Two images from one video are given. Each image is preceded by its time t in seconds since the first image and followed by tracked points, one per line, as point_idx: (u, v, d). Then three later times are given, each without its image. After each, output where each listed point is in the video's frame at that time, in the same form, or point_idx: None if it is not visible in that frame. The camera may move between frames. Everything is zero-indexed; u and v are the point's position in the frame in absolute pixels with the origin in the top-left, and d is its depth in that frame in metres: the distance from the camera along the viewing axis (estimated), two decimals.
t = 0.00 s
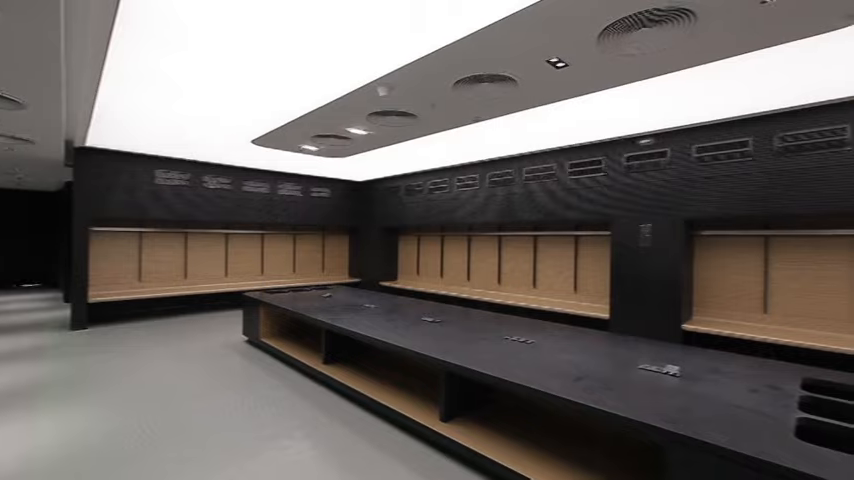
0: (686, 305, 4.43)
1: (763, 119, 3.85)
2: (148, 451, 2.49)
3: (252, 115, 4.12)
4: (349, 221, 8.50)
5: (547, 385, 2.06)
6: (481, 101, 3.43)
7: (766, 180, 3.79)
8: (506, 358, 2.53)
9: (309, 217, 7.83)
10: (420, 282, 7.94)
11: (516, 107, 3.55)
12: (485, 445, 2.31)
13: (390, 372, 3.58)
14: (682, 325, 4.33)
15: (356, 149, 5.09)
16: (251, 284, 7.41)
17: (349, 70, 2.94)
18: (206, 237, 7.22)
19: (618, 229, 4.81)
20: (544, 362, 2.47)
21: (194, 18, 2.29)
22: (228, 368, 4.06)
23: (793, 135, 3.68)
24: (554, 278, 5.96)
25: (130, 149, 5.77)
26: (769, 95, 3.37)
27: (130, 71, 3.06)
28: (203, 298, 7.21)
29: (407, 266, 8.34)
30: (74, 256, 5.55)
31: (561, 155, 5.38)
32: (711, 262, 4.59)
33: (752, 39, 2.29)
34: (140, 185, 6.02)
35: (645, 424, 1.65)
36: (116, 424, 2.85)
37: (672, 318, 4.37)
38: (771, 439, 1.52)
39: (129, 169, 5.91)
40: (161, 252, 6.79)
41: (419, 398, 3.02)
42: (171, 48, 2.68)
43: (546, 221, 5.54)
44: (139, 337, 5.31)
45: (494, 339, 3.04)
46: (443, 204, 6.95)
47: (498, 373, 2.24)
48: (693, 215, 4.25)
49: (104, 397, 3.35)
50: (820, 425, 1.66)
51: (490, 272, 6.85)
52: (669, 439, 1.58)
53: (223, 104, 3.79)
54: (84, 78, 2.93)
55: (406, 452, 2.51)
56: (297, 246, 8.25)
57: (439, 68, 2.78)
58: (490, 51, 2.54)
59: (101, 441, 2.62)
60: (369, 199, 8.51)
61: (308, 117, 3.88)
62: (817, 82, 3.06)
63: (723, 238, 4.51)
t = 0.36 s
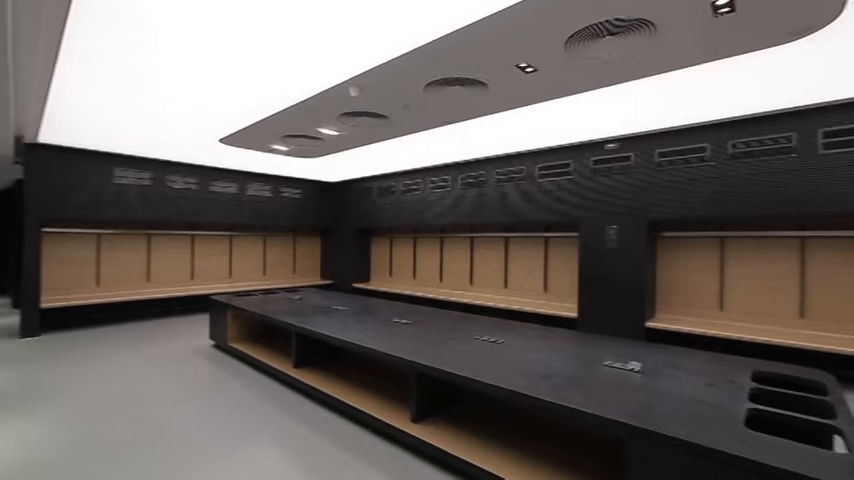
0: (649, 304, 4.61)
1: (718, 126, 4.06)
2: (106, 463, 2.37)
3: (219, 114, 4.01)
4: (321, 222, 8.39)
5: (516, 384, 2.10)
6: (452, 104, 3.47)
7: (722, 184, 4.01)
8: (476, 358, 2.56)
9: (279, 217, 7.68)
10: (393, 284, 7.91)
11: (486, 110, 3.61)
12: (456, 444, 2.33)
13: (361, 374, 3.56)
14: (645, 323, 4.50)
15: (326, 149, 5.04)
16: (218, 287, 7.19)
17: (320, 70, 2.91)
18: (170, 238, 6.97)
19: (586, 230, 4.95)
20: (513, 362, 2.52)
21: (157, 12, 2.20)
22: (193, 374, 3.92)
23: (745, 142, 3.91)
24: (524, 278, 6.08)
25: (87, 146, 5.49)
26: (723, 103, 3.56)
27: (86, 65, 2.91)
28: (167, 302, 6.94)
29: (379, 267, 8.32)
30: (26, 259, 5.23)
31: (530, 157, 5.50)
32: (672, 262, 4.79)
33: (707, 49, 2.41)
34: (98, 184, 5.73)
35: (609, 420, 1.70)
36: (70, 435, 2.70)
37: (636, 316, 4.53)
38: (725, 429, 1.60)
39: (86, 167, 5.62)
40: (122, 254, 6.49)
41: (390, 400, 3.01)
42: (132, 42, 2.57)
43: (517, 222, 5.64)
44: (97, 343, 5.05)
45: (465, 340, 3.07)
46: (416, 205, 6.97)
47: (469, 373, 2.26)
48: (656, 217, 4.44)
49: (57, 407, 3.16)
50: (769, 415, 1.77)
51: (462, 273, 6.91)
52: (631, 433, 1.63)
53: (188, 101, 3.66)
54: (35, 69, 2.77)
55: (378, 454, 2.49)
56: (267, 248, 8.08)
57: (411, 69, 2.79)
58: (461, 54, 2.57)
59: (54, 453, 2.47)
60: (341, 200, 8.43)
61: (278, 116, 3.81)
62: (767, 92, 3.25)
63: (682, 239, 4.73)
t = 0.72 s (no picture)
0: (616, 301, 4.76)
1: (681, 130, 4.25)
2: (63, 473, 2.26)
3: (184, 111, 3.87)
4: (294, 222, 8.25)
5: (487, 382, 2.12)
6: (425, 104, 3.48)
7: (685, 186, 4.21)
8: (449, 357, 2.58)
9: (250, 217, 7.49)
10: (368, 283, 7.87)
11: (459, 111, 3.64)
12: (429, 443, 2.34)
13: (334, 375, 3.52)
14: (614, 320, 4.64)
15: (299, 147, 4.96)
16: (186, 289, 6.97)
17: (290, 69, 2.86)
18: (134, 238, 6.70)
19: (557, 230, 5.06)
20: (485, 360, 2.55)
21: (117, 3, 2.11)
22: (158, 379, 3.78)
23: (706, 145, 4.11)
24: (498, 277, 6.16)
25: (42, 141, 5.20)
26: (686, 108, 3.72)
27: (40, 56, 2.76)
28: (131, 304, 6.66)
29: (354, 267, 8.26)
30: None
31: (503, 158, 5.57)
32: (638, 260, 4.96)
33: (669, 55, 2.51)
34: (55, 181, 5.44)
35: (577, 413, 1.74)
36: (24, 445, 2.56)
37: (605, 313, 4.68)
38: (686, 421, 1.67)
39: (42, 163, 5.32)
40: (81, 255, 6.19)
41: (364, 400, 2.99)
42: (91, 35, 2.45)
43: (490, 222, 5.70)
44: (54, 349, 4.80)
45: (438, 339, 3.09)
46: (390, 205, 6.94)
47: (441, 372, 2.27)
48: (623, 217, 4.58)
49: (9, 416, 2.99)
50: (726, 405, 1.86)
51: (436, 272, 6.94)
52: (598, 426, 1.68)
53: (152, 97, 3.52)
54: None
55: (351, 456, 2.47)
56: (238, 248, 7.89)
57: (384, 68, 2.78)
58: (433, 54, 2.58)
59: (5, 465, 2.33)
60: (315, 199, 8.32)
61: (248, 113, 3.73)
62: (725, 97, 3.40)
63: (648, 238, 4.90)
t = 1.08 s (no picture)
0: (586, 299, 4.89)
1: (647, 134, 4.40)
2: None
3: (148, 108, 3.72)
4: (266, 221, 8.09)
5: (459, 380, 2.14)
6: (400, 105, 3.48)
7: (651, 187, 4.37)
8: (422, 357, 2.59)
9: (220, 216, 7.29)
10: (342, 284, 7.79)
11: (434, 112, 3.65)
12: (401, 443, 2.34)
13: (306, 376, 3.48)
14: (584, 317, 4.77)
15: (271, 146, 4.87)
16: (152, 290, 6.72)
17: (260, 67, 2.79)
18: (96, 238, 6.41)
19: (529, 230, 5.15)
20: (458, 359, 2.57)
21: None
22: (121, 384, 3.63)
23: (670, 149, 4.27)
24: (471, 276, 6.23)
25: None
26: (651, 113, 3.86)
27: None
28: (92, 307, 6.37)
29: (328, 267, 8.17)
30: None
31: (477, 159, 5.63)
32: (606, 259, 5.11)
33: (635, 62, 2.60)
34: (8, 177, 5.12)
35: (546, 410, 1.77)
36: None
37: (575, 311, 4.80)
38: (647, 414, 1.73)
39: None
40: (37, 256, 5.86)
41: (336, 401, 2.96)
42: (46, 29, 2.32)
43: (465, 222, 5.75)
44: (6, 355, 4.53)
45: (411, 338, 3.09)
46: (364, 205, 6.91)
47: (413, 371, 2.28)
48: (592, 218, 4.72)
49: None
50: (685, 399, 1.94)
51: (411, 272, 6.95)
52: (566, 421, 1.72)
53: (115, 94, 3.37)
54: None
55: (323, 458, 2.44)
56: (207, 248, 7.67)
57: (357, 67, 2.76)
58: (407, 55, 2.58)
59: None
60: (288, 199, 8.18)
61: (218, 110, 3.63)
62: (687, 103, 3.55)
63: (615, 239, 5.06)
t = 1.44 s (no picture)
0: (552, 297, 5.02)
1: (610, 137, 4.57)
2: None
3: (102, 101, 3.53)
4: (230, 219, 7.84)
5: (427, 378, 2.15)
6: (369, 103, 3.46)
7: (613, 189, 4.53)
8: (390, 355, 2.58)
9: (181, 214, 7.01)
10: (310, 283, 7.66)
11: (403, 111, 3.65)
12: (370, 442, 2.33)
13: (272, 377, 3.40)
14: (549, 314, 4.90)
15: (235, 141, 4.72)
16: (107, 291, 6.38)
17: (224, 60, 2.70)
18: (44, 236, 6.01)
19: (498, 229, 5.24)
20: (426, 356, 2.59)
21: None
22: (72, 391, 3.43)
23: (631, 152, 4.45)
24: (441, 275, 6.27)
25: None
26: (614, 117, 4.00)
27: None
28: (40, 310, 5.97)
29: (295, 267, 8.02)
30: None
31: (447, 158, 5.66)
32: (571, 258, 5.26)
33: (598, 67, 2.69)
34: None
35: (510, 404, 1.81)
36: None
37: (542, 308, 4.93)
38: (607, 406, 1.80)
39: None
40: None
41: (302, 402, 2.92)
42: None
43: (434, 221, 5.78)
44: None
45: (379, 337, 3.09)
46: (333, 203, 6.82)
47: (381, 370, 2.27)
48: (558, 217, 4.85)
49: None
50: (643, 391, 2.03)
51: (380, 271, 6.93)
52: (530, 415, 1.77)
53: (65, 85, 3.17)
54: None
55: (289, 460, 2.40)
56: (167, 247, 7.35)
57: (326, 63, 2.72)
58: (376, 53, 2.56)
59: None
60: (254, 196, 7.96)
61: (179, 104, 3.49)
62: (647, 108, 3.70)
63: (579, 238, 5.22)
